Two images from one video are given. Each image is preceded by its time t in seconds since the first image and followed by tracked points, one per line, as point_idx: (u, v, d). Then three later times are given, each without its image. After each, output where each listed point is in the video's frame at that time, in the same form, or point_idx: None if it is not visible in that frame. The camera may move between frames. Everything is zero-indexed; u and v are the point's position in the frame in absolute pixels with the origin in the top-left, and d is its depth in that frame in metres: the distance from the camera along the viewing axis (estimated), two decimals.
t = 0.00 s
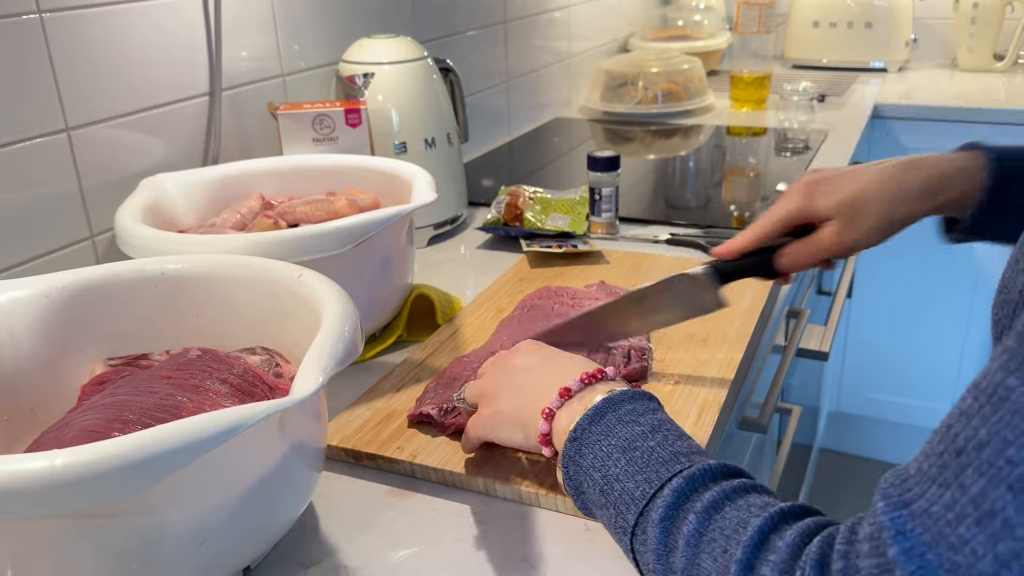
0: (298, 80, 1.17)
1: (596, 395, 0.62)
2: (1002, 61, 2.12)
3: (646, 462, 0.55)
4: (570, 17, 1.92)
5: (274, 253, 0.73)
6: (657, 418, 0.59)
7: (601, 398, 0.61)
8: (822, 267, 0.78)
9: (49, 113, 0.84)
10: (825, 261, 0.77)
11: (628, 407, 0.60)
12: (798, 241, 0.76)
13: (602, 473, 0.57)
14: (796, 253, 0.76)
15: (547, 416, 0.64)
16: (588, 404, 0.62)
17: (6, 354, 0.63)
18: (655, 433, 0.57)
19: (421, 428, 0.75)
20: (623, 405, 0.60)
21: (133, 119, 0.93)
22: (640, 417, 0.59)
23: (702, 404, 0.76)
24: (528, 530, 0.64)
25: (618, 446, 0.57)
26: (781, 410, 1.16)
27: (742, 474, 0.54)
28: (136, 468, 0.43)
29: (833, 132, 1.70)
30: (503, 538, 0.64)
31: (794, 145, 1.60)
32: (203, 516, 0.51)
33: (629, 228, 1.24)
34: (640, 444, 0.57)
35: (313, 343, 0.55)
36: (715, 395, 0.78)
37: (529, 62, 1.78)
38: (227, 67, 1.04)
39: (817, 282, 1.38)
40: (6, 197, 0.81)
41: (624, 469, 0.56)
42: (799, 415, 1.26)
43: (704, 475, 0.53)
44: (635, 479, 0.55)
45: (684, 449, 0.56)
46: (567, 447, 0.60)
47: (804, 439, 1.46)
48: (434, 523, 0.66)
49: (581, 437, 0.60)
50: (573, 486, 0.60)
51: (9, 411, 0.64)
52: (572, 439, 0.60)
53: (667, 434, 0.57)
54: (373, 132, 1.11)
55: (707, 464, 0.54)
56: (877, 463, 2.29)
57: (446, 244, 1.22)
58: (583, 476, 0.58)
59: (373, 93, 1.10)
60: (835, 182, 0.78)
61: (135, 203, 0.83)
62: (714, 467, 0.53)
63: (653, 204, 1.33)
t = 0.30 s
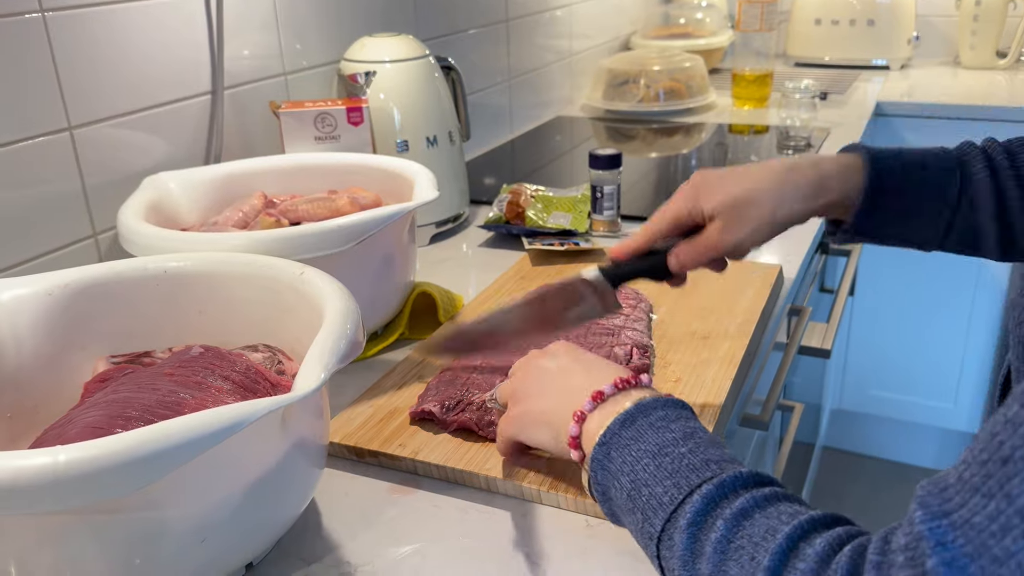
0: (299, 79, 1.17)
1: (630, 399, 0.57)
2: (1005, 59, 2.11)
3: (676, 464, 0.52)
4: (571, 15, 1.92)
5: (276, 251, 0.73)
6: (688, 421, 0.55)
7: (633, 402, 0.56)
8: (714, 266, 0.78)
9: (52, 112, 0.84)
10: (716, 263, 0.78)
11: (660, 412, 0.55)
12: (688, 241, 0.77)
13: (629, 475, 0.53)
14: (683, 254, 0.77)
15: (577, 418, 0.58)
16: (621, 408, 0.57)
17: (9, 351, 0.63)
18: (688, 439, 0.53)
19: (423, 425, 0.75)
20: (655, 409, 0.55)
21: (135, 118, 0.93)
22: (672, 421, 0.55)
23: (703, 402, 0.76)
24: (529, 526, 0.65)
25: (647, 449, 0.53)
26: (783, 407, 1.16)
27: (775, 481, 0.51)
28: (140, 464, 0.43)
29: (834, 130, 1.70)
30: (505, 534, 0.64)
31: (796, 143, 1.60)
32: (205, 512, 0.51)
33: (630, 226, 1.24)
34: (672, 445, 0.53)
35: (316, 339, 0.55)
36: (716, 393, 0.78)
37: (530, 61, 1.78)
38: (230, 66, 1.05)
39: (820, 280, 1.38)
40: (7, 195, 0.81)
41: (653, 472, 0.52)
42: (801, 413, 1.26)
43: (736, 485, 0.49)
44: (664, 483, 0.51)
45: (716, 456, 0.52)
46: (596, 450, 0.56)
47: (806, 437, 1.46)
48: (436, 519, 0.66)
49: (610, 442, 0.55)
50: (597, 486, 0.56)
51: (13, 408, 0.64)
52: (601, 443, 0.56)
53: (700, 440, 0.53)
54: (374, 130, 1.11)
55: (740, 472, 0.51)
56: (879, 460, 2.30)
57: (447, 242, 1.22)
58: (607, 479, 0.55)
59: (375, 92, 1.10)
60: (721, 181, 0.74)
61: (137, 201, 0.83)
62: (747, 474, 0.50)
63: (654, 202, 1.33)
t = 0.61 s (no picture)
0: (302, 79, 1.17)
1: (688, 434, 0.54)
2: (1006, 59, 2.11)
3: (753, 523, 0.48)
4: (573, 16, 1.92)
5: (279, 251, 0.73)
6: (757, 465, 0.51)
7: (691, 440, 0.53)
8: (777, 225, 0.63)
9: (57, 114, 0.85)
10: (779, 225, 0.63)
11: (726, 456, 0.51)
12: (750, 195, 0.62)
13: (700, 531, 0.50)
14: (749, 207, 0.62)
15: (633, 451, 0.55)
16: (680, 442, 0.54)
17: (15, 350, 0.63)
18: (760, 487, 0.50)
19: (425, 425, 0.75)
20: (719, 452, 0.52)
21: (139, 118, 0.94)
22: (739, 468, 0.51)
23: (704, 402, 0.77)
24: (531, 524, 0.65)
25: (718, 502, 0.50)
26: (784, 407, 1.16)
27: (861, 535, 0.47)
28: (145, 462, 0.44)
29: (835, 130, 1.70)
30: (507, 533, 0.64)
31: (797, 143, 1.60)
32: (210, 510, 0.51)
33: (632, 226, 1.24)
34: (745, 499, 0.49)
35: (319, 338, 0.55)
36: (717, 392, 0.78)
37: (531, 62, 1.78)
38: (233, 67, 1.05)
39: (820, 279, 1.38)
40: (12, 195, 0.82)
41: (727, 530, 0.49)
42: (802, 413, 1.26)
43: (821, 545, 0.46)
44: (742, 544, 0.48)
45: (794, 506, 0.49)
46: (657, 495, 0.53)
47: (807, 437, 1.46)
48: (438, 518, 0.66)
49: (674, 486, 0.52)
50: (663, 531, 0.53)
51: (18, 407, 0.64)
52: (663, 487, 0.53)
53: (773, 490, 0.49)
54: (377, 131, 1.12)
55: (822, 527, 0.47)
56: (881, 460, 2.30)
57: (450, 242, 1.23)
58: (675, 529, 0.52)
59: (377, 93, 1.10)
60: (800, 127, 0.59)
61: (141, 202, 0.83)
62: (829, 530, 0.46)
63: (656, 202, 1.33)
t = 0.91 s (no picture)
0: (302, 80, 1.18)
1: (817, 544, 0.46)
2: (1005, 61, 2.12)
3: None
4: (573, 17, 1.93)
5: (279, 250, 0.73)
6: (911, 570, 0.44)
7: (828, 546, 0.46)
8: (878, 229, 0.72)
9: (57, 113, 0.85)
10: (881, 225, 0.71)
11: (874, 568, 0.44)
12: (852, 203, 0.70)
13: None
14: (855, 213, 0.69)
15: (767, 543, 0.47)
16: (813, 553, 0.46)
17: (14, 349, 0.63)
18: None
19: (425, 424, 0.75)
20: (868, 563, 0.44)
21: (139, 118, 0.94)
22: None
23: (702, 402, 0.77)
24: (529, 524, 0.65)
25: None
26: (784, 408, 1.16)
27: None
28: (145, 460, 0.44)
29: (835, 132, 1.70)
30: (506, 532, 0.64)
31: (797, 145, 1.60)
32: (209, 508, 0.51)
33: (631, 227, 1.24)
34: None
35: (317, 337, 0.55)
36: (717, 392, 0.78)
37: (532, 63, 1.79)
38: (233, 67, 1.05)
39: (820, 281, 1.38)
40: (12, 194, 0.82)
41: None
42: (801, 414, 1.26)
43: None
44: None
45: None
46: None
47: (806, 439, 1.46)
48: (437, 518, 0.66)
49: None
50: None
51: (17, 406, 0.64)
52: None
53: None
54: (377, 131, 1.12)
55: None
56: (880, 462, 2.30)
57: (449, 242, 1.23)
58: None
59: (377, 93, 1.11)
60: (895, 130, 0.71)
61: (141, 201, 0.83)
62: None
63: (656, 203, 1.33)
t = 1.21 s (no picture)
0: (304, 84, 1.18)
1: (850, 536, 0.44)
2: (1003, 67, 2.13)
3: None
4: (573, 22, 1.93)
5: (282, 254, 0.74)
6: (951, 563, 0.41)
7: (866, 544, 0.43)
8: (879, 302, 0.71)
9: (59, 116, 0.85)
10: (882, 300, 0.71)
11: (912, 563, 0.42)
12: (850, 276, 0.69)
13: None
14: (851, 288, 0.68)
15: (800, 538, 0.44)
16: (847, 549, 0.43)
17: (18, 352, 0.64)
18: None
19: (427, 428, 0.76)
20: (903, 558, 0.42)
21: (141, 121, 0.94)
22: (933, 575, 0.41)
23: (702, 406, 0.77)
24: (531, 527, 0.65)
25: None
26: (783, 412, 1.16)
27: None
28: (150, 463, 0.44)
29: (834, 137, 1.71)
30: (508, 535, 0.64)
31: (796, 149, 1.61)
32: (213, 511, 0.52)
33: (632, 231, 1.24)
34: None
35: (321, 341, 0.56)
36: (717, 396, 0.79)
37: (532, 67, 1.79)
38: (235, 71, 1.06)
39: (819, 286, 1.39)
40: (16, 197, 0.82)
41: None
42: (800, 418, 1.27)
43: None
44: None
45: None
46: None
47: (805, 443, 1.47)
48: (439, 521, 0.66)
49: None
50: None
51: (20, 408, 0.65)
52: None
53: None
54: (378, 135, 1.12)
55: None
56: (878, 466, 2.31)
57: (450, 246, 1.23)
58: None
59: (379, 97, 1.11)
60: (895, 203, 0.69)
61: (144, 205, 0.84)
62: None
63: (655, 208, 1.33)
